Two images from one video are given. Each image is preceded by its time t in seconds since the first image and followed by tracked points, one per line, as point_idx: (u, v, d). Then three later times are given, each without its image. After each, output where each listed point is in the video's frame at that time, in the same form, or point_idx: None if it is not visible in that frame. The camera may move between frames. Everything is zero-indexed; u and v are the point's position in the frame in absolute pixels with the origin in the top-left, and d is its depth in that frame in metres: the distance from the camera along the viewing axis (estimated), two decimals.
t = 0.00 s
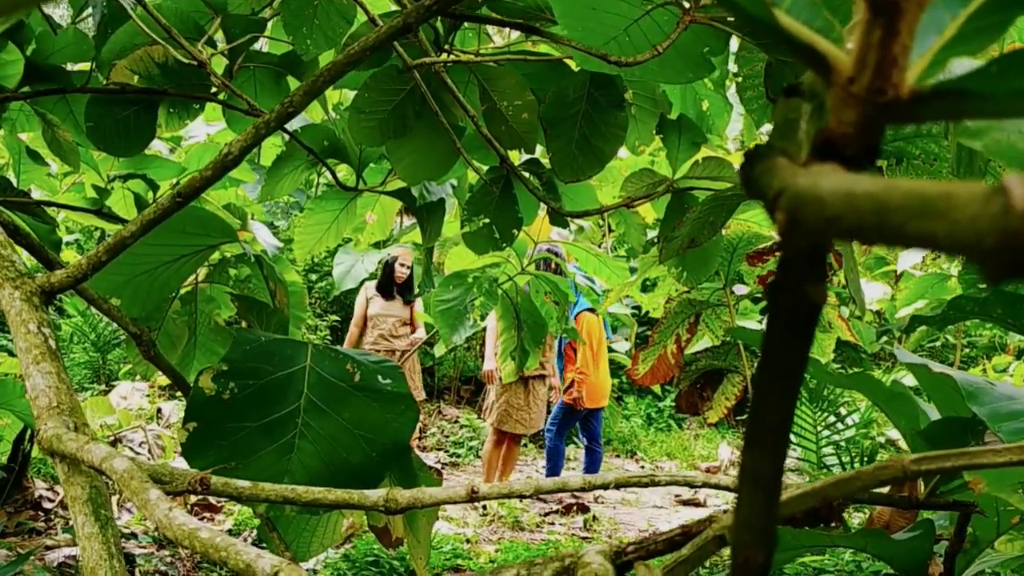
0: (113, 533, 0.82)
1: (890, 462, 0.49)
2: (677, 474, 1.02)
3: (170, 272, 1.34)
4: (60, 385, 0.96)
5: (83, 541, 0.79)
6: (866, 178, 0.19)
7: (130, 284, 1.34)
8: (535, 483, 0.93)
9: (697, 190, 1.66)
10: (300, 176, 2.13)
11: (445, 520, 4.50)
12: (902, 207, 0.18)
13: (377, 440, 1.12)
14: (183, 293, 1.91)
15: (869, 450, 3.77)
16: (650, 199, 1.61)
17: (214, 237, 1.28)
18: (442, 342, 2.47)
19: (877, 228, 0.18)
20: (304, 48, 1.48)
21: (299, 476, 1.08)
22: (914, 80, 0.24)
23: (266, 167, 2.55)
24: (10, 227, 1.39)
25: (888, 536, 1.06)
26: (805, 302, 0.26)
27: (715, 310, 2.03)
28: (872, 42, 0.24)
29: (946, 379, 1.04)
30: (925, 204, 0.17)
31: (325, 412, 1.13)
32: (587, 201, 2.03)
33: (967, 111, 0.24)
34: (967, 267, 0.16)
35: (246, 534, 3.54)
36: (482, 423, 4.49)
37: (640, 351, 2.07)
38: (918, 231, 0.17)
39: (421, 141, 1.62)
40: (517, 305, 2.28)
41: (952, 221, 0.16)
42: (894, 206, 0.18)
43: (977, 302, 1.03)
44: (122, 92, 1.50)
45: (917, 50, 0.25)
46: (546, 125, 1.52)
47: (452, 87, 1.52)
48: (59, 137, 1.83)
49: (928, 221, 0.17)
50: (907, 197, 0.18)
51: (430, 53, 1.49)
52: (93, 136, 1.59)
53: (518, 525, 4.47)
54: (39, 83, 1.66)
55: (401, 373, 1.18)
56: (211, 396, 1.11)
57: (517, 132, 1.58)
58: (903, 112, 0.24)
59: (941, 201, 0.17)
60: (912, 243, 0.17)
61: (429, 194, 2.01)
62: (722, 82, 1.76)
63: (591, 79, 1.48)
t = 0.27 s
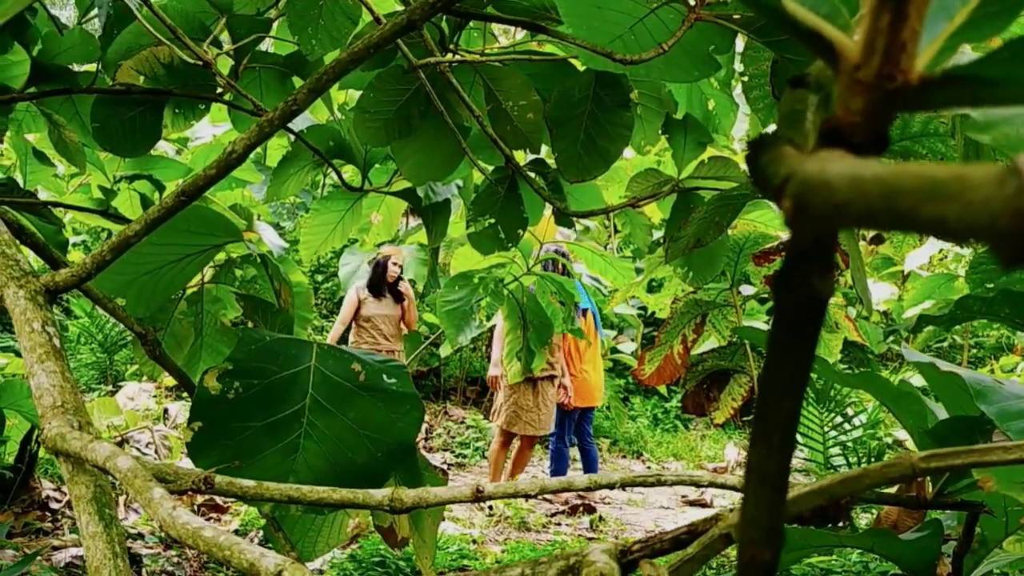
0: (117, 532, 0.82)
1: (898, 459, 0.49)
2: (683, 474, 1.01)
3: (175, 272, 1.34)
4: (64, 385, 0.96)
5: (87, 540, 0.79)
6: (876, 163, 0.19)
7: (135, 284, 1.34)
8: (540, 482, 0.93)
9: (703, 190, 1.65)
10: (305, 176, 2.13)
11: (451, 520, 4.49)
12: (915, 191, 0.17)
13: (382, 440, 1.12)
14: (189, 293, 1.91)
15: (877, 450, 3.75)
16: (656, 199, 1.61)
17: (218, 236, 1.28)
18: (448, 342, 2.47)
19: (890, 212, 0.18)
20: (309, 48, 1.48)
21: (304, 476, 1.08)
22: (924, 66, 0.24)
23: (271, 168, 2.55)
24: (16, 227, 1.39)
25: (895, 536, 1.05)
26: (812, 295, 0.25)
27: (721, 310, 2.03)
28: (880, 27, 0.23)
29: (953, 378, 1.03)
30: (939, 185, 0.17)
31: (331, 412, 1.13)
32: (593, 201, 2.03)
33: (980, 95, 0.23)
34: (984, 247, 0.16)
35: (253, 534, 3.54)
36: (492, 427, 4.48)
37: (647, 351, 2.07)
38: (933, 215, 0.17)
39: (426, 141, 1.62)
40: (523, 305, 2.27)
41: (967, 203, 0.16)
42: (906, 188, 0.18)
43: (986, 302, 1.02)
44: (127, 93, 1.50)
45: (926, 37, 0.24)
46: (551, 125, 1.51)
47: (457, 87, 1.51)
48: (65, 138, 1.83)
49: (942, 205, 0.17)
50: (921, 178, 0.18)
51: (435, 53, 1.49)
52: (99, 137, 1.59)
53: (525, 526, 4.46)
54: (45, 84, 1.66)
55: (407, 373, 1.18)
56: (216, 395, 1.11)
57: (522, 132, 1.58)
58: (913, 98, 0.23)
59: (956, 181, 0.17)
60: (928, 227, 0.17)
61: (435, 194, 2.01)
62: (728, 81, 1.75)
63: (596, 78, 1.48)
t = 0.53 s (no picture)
0: (128, 531, 0.82)
1: (913, 460, 0.48)
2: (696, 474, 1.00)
3: (186, 271, 1.34)
4: (76, 384, 0.96)
5: (98, 540, 0.79)
6: (897, 160, 0.18)
7: (146, 283, 1.34)
8: (552, 482, 0.92)
9: (716, 189, 1.64)
10: (317, 176, 2.13)
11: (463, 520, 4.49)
12: (939, 188, 0.17)
13: (394, 439, 1.12)
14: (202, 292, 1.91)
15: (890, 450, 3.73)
16: (668, 197, 1.60)
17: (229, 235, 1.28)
18: (460, 341, 2.47)
19: (915, 212, 0.17)
20: (321, 47, 1.48)
21: (315, 476, 1.07)
22: (943, 61, 0.24)
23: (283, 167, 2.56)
24: (29, 227, 1.39)
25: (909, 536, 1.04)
26: (830, 292, 0.25)
27: (734, 309, 2.02)
28: (898, 19, 0.23)
29: (968, 378, 1.02)
30: (960, 181, 0.17)
31: (342, 411, 1.12)
32: (605, 201, 2.02)
33: (1000, 87, 0.23)
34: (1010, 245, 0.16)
35: (265, 533, 3.55)
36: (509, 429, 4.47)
37: (659, 350, 2.05)
38: (957, 213, 0.17)
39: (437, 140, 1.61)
40: (535, 305, 2.27)
41: (994, 201, 0.16)
42: (929, 184, 0.17)
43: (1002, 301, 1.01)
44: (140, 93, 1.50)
45: (946, 29, 0.24)
46: (564, 124, 1.51)
47: (469, 86, 1.51)
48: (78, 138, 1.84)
49: (967, 203, 0.17)
50: (944, 176, 0.17)
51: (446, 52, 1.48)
52: (112, 136, 1.60)
53: (536, 525, 4.46)
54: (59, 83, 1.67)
55: (419, 372, 1.18)
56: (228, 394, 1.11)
57: (534, 131, 1.57)
58: (932, 91, 0.23)
59: (978, 178, 0.17)
60: (952, 225, 0.17)
61: (446, 193, 1.99)
62: (741, 79, 1.74)
63: (609, 76, 1.47)
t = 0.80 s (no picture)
0: (143, 531, 0.82)
1: (935, 462, 0.47)
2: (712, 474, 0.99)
3: (201, 270, 1.34)
4: (91, 384, 0.96)
5: (114, 540, 0.79)
6: (925, 157, 0.18)
7: (162, 283, 1.35)
8: (567, 482, 0.92)
9: (732, 186, 1.62)
10: (332, 175, 2.13)
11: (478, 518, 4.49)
12: (965, 187, 0.16)
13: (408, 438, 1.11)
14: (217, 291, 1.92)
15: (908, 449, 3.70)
16: (683, 195, 1.59)
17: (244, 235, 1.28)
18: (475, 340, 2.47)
19: (942, 211, 0.16)
20: (336, 45, 1.47)
21: (330, 475, 1.07)
22: (966, 55, 0.23)
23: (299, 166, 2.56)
24: (45, 227, 1.40)
25: (928, 536, 1.02)
26: (850, 293, 0.25)
27: (750, 307, 2.01)
28: (922, 14, 0.22)
29: (987, 376, 1.01)
30: (990, 181, 0.16)
31: (357, 411, 1.12)
32: (620, 198, 2.01)
33: None
34: None
35: (280, 532, 3.55)
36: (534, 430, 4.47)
37: (674, 348, 2.04)
38: (986, 212, 0.16)
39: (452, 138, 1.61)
40: (550, 303, 2.26)
41: None
42: (954, 184, 0.16)
43: None
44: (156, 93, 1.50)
45: (971, 24, 0.24)
46: (579, 121, 1.50)
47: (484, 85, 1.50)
48: (94, 138, 1.85)
49: (993, 202, 0.16)
50: (971, 175, 0.16)
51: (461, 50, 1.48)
52: (127, 136, 1.60)
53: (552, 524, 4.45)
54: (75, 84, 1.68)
55: (434, 372, 1.17)
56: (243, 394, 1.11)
57: (549, 129, 1.56)
58: (956, 86, 0.22)
59: (1008, 177, 0.16)
60: (977, 224, 0.16)
61: (461, 191, 1.98)
62: (757, 76, 1.72)
63: (624, 74, 1.46)
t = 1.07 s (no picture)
0: (146, 533, 0.83)
1: (935, 461, 0.46)
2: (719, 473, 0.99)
3: (206, 270, 1.34)
4: (95, 385, 0.96)
5: (117, 542, 0.79)
6: (903, 157, 0.17)
7: (168, 283, 1.35)
8: (572, 481, 0.91)
9: (739, 182, 1.61)
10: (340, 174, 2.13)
11: (488, 516, 4.49)
12: (941, 187, 0.16)
13: (414, 438, 1.11)
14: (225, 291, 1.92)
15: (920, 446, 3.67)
16: (691, 192, 1.58)
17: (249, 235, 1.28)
18: (483, 338, 2.46)
19: (917, 213, 0.16)
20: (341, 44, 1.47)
21: (335, 475, 1.07)
22: (953, 52, 0.22)
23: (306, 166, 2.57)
24: (52, 228, 1.40)
25: (935, 533, 1.01)
26: (839, 293, 0.24)
27: (759, 304, 2.00)
28: (908, 10, 0.22)
29: (994, 372, 1.01)
30: (964, 181, 0.15)
31: (362, 410, 1.12)
32: (628, 196, 2.00)
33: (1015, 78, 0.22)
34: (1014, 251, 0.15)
35: (290, 532, 3.56)
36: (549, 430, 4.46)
37: (683, 346, 2.04)
38: (959, 214, 0.15)
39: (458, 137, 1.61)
40: (558, 301, 2.25)
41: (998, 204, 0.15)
42: (929, 184, 0.16)
43: None
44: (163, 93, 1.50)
45: (959, 20, 0.23)
46: (585, 119, 1.49)
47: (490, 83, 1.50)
48: (102, 139, 1.85)
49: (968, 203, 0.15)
50: (946, 176, 0.16)
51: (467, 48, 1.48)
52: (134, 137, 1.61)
53: (562, 522, 4.44)
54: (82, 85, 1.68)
55: (439, 370, 1.18)
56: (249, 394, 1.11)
57: (555, 126, 1.56)
58: (943, 83, 0.21)
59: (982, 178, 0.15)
60: (950, 227, 0.15)
61: (469, 189, 1.98)
62: (765, 71, 1.71)
63: (630, 71, 1.45)
